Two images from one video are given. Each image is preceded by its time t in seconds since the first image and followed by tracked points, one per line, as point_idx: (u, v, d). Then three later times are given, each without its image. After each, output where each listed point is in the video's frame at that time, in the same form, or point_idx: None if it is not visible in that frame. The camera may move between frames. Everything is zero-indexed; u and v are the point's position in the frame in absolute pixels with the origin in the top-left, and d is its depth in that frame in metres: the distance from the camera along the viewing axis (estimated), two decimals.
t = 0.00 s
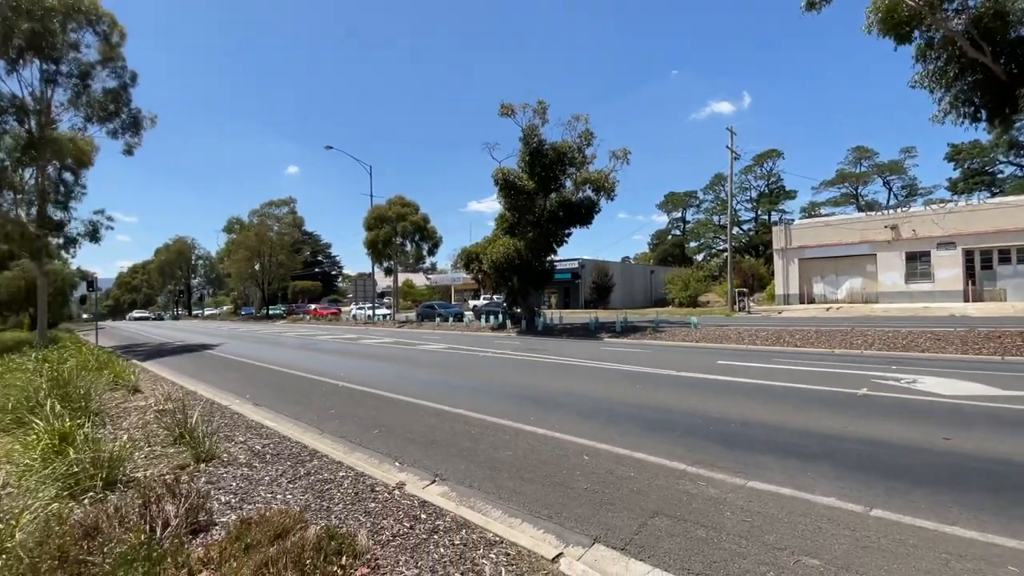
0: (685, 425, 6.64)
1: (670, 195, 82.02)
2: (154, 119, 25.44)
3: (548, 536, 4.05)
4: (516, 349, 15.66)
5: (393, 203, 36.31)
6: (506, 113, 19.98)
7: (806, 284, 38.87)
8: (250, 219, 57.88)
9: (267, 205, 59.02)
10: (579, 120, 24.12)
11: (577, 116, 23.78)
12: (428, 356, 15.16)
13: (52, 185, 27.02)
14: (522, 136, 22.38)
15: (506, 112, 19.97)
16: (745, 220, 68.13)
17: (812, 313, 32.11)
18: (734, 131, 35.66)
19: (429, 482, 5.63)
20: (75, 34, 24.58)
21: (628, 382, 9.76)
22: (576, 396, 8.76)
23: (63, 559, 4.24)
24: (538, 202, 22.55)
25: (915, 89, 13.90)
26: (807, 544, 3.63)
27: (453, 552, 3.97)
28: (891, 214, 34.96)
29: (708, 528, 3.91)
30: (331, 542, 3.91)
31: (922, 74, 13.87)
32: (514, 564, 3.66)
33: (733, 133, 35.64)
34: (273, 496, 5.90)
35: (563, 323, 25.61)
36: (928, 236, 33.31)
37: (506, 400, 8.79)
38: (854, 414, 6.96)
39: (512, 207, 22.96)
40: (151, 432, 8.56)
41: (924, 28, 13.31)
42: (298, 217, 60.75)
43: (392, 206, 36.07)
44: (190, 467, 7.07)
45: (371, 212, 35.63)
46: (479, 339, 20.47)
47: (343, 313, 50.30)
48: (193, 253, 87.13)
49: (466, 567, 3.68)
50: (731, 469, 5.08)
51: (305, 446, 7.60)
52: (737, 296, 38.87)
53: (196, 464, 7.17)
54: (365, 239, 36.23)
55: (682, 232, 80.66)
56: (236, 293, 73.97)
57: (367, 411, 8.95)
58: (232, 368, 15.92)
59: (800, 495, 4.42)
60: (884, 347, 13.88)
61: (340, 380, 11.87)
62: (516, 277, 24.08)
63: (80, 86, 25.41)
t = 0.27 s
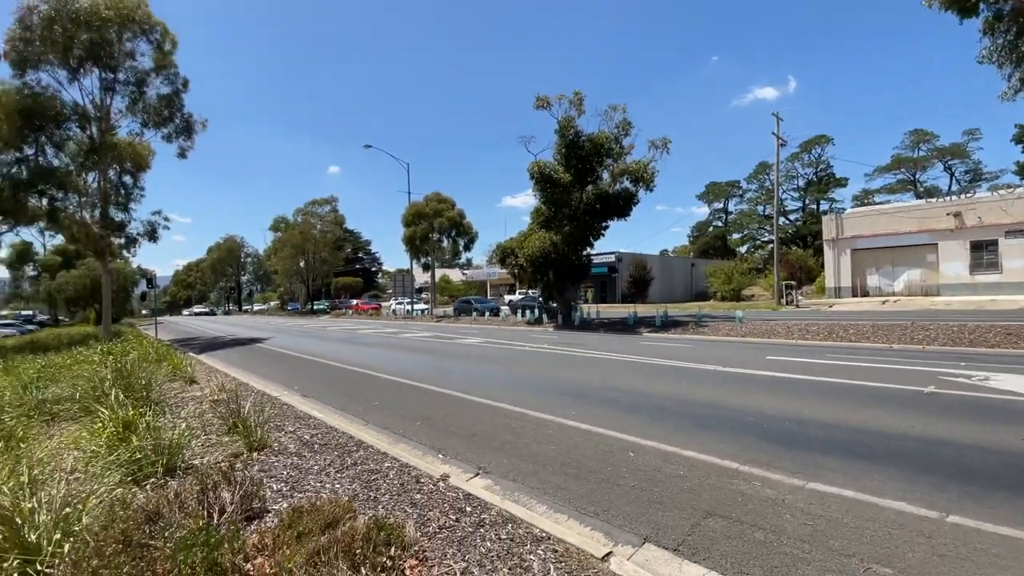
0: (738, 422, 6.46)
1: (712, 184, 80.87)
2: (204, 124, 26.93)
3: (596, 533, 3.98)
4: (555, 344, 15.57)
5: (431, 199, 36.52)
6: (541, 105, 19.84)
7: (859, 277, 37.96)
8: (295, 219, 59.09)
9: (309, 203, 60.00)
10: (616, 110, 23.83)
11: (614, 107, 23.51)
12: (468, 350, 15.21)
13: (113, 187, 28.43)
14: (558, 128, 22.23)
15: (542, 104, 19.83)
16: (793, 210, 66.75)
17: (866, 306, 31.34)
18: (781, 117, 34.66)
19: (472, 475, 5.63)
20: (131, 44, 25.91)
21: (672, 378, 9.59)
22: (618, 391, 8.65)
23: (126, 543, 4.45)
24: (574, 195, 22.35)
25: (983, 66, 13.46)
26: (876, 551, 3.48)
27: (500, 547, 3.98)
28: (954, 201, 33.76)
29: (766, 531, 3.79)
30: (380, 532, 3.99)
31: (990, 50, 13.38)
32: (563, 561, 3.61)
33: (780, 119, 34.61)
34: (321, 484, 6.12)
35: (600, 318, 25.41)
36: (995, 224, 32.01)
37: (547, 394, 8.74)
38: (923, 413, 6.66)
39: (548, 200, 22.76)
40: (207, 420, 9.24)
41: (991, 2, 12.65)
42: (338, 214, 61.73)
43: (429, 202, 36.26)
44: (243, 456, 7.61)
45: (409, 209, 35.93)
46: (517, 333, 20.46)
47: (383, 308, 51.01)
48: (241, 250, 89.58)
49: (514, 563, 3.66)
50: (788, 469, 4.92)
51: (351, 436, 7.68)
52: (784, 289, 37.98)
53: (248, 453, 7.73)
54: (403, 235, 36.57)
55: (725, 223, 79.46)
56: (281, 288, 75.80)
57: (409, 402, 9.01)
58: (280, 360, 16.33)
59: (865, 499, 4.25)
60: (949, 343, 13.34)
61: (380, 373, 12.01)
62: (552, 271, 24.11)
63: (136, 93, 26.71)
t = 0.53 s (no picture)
0: (795, 429, 6.20)
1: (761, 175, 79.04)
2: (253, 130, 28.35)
3: (647, 544, 3.83)
4: (597, 342, 15.34)
5: (469, 198, 36.60)
6: (580, 100, 19.60)
7: (923, 271, 36.56)
8: (339, 219, 60.14)
9: (354, 205, 61.00)
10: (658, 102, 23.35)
11: (655, 98, 23.04)
12: (511, 348, 15.14)
13: (173, 192, 29.87)
14: (597, 123, 21.87)
15: (580, 98, 19.59)
16: (849, 200, 64.74)
17: (929, 302, 30.07)
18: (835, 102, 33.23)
19: (516, 477, 5.50)
20: (186, 56, 27.51)
21: (722, 380, 9.30)
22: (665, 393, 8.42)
23: (187, 538, 4.51)
24: (614, 190, 21.95)
25: None
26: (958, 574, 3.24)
27: (547, 555, 3.88)
28: None
29: (833, 548, 3.58)
30: (427, 536, 3.98)
31: None
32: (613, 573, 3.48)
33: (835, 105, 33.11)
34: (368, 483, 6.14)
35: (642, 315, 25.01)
36: None
37: (592, 394, 8.57)
38: (1001, 422, 6.26)
39: (587, 196, 22.44)
40: (262, 417, 9.59)
41: None
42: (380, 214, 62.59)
43: (468, 200, 36.33)
44: (294, 451, 7.83)
45: (448, 208, 36.11)
46: (558, 331, 20.32)
47: (424, 305, 51.54)
48: (289, 250, 91.90)
49: (562, 573, 3.53)
50: (855, 481, 4.67)
51: (396, 434, 7.66)
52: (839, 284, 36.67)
53: (299, 449, 7.94)
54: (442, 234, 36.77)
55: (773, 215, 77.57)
56: (328, 287, 77.46)
57: (453, 401, 8.97)
58: (327, 356, 16.61)
59: (942, 515, 3.99)
60: None
61: (423, 371, 12.01)
62: (591, 268, 24.14)
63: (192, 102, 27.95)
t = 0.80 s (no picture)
0: (858, 435, 5.92)
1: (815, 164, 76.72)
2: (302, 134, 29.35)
3: (702, 553, 3.69)
4: (642, 341, 15.07)
5: (508, 195, 36.58)
6: (621, 92, 19.29)
7: (995, 264, 34.98)
8: (382, 219, 60.93)
9: (397, 205, 61.76)
10: (703, 91, 22.84)
11: (700, 88, 22.55)
12: (555, 346, 15.03)
13: (228, 196, 30.93)
14: (640, 115, 21.54)
15: (622, 91, 19.27)
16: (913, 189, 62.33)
17: (1000, 298, 28.64)
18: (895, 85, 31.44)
19: (562, 478, 5.38)
20: (239, 64, 28.37)
21: (775, 381, 8.98)
22: (715, 395, 8.19)
23: (244, 531, 4.72)
24: (658, 183, 21.59)
25: None
26: None
27: (597, 561, 3.77)
28: None
29: (908, 566, 3.37)
30: (475, 537, 3.95)
31: None
32: None
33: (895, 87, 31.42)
34: (415, 479, 6.12)
35: (686, 313, 24.55)
36: None
37: (640, 395, 8.40)
38: None
39: (630, 190, 22.08)
40: (313, 413, 9.80)
41: None
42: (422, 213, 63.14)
43: (507, 198, 36.30)
44: (344, 447, 7.81)
45: (487, 206, 36.20)
46: (600, 329, 20.08)
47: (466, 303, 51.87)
48: (335, 250, 93.67)
49: None
50: (929, 494, 4.41)
51: (441, 431, 7.63)
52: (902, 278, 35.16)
53: (348, 445, 7.91)
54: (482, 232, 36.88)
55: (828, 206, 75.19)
56: (373, 285, 78.71)
57: (498, 398, 8.91)
58: (371, 353, 16.80)
59: None
60: None
61: (466, 368, 11.98)
62: (633, 264, 23.89)
63: (246, 109, 28.77)
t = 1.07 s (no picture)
0: (919, 440, 5.60)
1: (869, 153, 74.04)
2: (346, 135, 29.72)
3: (750, 564, 3.50)
4: (685, 338, 14.72)
5: (544, 190, 36.38)
6: (662, 82, 18.87)
7: None
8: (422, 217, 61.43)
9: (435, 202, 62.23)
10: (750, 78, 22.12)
11: (746, 75, 21.88)
12: (595, 342, 14.82)
13: (276, 196, 31.68)
14: (682, 105, 21.02)
15: (663, 80, 18.85)
16: (979, 177, 59.58)
17: None
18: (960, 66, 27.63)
19: (601, 479, 5.22)
20: (285, 68, 28.91)
21: (826, 382, 8.61)
22: (763, 396, 7.89)
23: (285, 523, 5.01)
24: (701, 174, 21.02)
25: None
26: None
27: (639, 567, 3.61)
28: None
29: None
30: (512, 537, 3.86)
31: None
32: None
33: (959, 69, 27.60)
34: (452, 475, 6.01)
35: (730, 309, 23.95)
36: None
37: (683, 395, 8.16)
38: None
39: (671, 182, 21.53)
40: (356, 407, 9.79)
41: None
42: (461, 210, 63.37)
43: (544, 193, 36.13)
44: (385, 440, 7.71)
45: (524, 202, 36.09)
46: (641, 326, 19.77)
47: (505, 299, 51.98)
48: (377, 247, 94.97)
49: None
50: (1001, 505, 4.10)
51: (478, 427, 7.53)
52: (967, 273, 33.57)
53: (389, 438, 7.79)
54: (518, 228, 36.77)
55: (884, 196, 72.51)
56: (414, 281, 79.58)
57: (537, 395, 8.78)
58: (411, 348, 16.89)
59: None
60: None
61: (504, 364, 11.87)
62: (674, 259, 23.43)
63: (292, 112, 29.40)
